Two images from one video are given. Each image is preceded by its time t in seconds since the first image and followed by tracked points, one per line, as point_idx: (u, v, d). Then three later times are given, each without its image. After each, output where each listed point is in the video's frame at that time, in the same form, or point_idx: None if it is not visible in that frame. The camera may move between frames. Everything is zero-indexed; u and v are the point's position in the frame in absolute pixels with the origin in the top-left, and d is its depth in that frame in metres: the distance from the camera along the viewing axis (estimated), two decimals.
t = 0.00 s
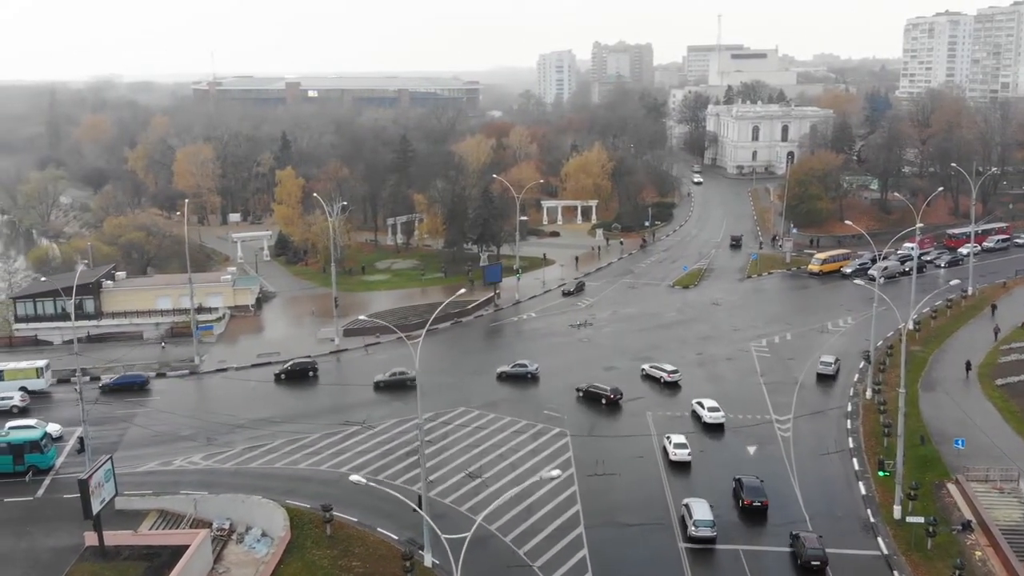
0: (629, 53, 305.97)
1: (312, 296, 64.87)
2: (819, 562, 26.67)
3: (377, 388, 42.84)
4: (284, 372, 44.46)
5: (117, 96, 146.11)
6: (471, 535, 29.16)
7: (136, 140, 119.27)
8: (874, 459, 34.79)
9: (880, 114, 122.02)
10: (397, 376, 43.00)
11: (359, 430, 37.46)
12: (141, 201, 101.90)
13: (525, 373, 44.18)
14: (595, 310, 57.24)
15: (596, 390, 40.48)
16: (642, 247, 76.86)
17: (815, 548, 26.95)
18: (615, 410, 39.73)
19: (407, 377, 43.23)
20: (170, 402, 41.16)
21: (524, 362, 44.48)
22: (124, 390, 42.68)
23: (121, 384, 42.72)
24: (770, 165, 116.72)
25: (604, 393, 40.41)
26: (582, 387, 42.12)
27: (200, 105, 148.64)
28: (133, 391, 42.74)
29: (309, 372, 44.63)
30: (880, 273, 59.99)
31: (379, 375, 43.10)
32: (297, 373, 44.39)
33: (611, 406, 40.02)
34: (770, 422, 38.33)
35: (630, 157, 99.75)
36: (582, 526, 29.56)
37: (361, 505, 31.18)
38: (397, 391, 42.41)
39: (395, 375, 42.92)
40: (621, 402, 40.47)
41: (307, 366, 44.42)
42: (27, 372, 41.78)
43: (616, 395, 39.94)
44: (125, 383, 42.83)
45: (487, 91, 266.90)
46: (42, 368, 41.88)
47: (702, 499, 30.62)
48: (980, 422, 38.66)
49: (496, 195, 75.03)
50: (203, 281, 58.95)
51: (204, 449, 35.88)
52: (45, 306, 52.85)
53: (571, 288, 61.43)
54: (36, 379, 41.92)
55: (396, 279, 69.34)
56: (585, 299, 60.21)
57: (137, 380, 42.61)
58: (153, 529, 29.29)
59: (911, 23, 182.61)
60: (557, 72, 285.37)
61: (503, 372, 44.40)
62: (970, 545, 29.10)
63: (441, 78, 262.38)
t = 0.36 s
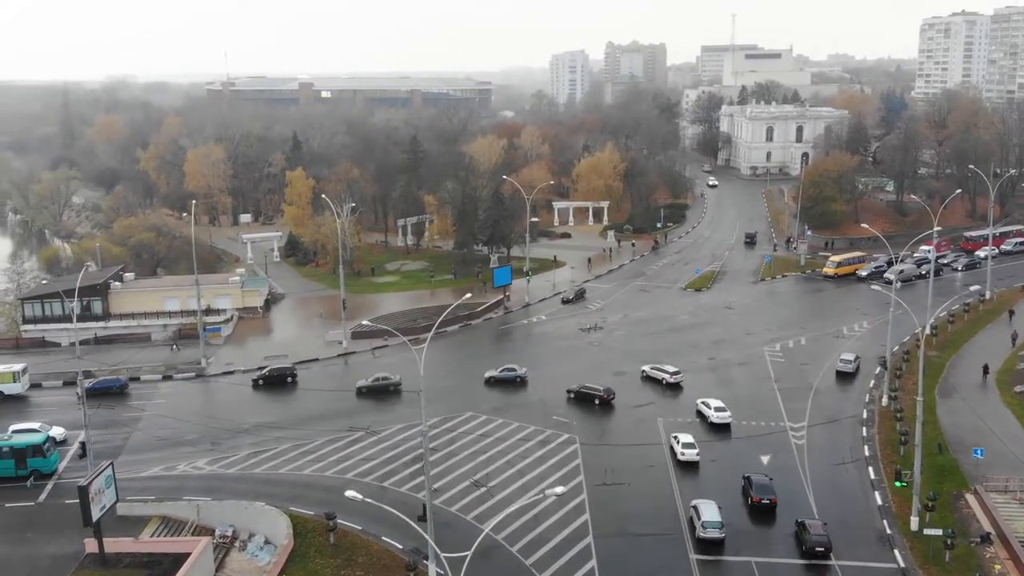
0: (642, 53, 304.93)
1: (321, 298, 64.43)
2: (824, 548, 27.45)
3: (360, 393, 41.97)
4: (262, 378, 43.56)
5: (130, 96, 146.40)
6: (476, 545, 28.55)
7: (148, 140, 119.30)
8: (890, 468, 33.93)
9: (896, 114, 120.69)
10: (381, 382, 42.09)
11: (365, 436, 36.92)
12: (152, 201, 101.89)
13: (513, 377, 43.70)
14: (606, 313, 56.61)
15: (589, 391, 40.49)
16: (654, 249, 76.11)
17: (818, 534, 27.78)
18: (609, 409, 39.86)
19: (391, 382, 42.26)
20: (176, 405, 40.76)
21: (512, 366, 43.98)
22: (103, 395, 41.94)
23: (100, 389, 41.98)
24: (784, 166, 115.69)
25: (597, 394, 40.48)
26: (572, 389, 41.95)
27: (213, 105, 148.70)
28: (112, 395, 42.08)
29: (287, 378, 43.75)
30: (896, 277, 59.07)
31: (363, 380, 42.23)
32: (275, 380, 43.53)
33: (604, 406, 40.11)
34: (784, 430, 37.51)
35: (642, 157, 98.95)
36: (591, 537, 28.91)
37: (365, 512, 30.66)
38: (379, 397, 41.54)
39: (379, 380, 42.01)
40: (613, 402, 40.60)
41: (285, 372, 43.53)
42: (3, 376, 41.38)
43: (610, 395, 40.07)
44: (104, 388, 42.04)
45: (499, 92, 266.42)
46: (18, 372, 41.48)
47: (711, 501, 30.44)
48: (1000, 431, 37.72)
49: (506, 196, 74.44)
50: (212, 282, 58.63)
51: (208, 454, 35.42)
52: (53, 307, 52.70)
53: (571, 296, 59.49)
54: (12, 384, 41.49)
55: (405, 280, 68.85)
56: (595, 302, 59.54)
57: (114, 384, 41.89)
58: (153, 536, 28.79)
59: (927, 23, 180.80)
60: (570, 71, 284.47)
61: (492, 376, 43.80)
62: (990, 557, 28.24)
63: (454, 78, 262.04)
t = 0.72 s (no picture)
0: (653, 54, 303.90)
1: (327, 300, 63.98)
2: (826, 533, 28.37)
3: (338, 400, 41.38)
4: (236, 384, 42.79)
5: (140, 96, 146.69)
6: (479, 555, 27.96)
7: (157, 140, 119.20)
8: (904, 478, 33.16)
9: (909, 116, 119.49)
10: (360, 388, 41.50)
11: (367, 441, 36.39)
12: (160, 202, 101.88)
13: (498, 381, 43.16)
14: (614, 315, 56.03)
15: (576, 391, 40.61)
16: (663, 251, 75.40)
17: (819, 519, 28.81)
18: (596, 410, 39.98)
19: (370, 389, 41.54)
20: (178, 409, 40.36)
21: (496, 371, 43.44)
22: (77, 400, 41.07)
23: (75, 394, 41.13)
24: (795, 167, 114.82)
25: (585, 394, 40.54)
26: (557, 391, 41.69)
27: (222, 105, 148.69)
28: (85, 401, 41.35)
29: (261, 384, 43.00)
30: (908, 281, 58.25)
31: (341, 386, 41.67)
32: (248, 386, 42.78)
33: (593, 406, 40.23)
34: (795, 437, 36.82)
35: (651, 158, 98.26)
36: (596, 547, 28.27)
37: (367, 520, 30.12)
38: (358, 403, 40.92)
39: (357, 386, 41.43)
40: (600, 402, 40.70)
41: (259, 377, 42.76)
42: None
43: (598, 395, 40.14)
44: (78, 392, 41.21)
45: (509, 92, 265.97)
46: None
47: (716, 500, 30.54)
48: (1015, 439, 36.87)
49: (514, 197, 73.85)
50: (217, 283, 58.21)
51: (210, 459, 34.91)
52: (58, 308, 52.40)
53: (566, 304, 57.78)
54: None
55: (412, 282, 68.33)
56: (603, 304, 58.92)
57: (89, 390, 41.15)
58: (152, 544, 28.30)
59: (940, 23, 179.23)
60: (579, 72, 284.17)
61: (476, 382, 43.11)
62: (1006, 570, 27.47)
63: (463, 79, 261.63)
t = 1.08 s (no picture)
0: (664, 54, 303.02)
1: (333, 301, 63.54)
2: (829, 518, 29.19)
3: (315, 405, 40.80)
4: (209, 389, 42.04)
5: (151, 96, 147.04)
6: (483, 563, 27.46)
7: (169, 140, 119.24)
8: (918, 487, 32.45)
9: (922, 117, 118.40)
10: (337, 393, 40.90)
11: (371, 445, 35.95)
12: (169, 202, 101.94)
13: (481, 386, 42.36)
14: (622, 318, 55.51)
15: (563, 392, 40.38)
16: (672, 253, 74.80)
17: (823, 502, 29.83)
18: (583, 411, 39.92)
19: (348, 395, 40.96)
20: (181, 411, 40.06)
21: (480, 376, 42.59)
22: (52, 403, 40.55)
23: (50, 397, 40.62)
24: (806, 168, 113.89)
25: (571, 395, 40.33)
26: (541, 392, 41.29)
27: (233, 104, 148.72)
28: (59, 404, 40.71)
29: (235, 389, 42.35)
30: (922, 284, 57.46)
31: (318, 392, 41.04)
32: (223, 391, 42.17)
33: (580, 407, 40.16)
34: (806, 444, 36.14)
35: (661, 159, 97.63)
36: (603, 556, 27.76)
37: (369, 526, 29.65)
38: (335, 409, 40.36)
39: (334, 391, 40.81)
40: (586, 402, 40.60)
41: (232, 383, 42.13)
42: None
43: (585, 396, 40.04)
44: (53, 395, 40.68)
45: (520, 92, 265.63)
46: None
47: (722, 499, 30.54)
48: None
49: (522, 198, 73.35)
50: (223, 284, 57.83)
51: (212, 463, 34.58)
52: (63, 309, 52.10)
53: (560, 311, 56.15)
54: None
55: (419, 284, 67.86)
56: (612, 307, 58.37)
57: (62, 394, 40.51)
58: (151, 550, 27.89)
59: (952, 23, 177.91)
60: (590, 72, 283.67)
61: (458, 387, 42.28)
62: None
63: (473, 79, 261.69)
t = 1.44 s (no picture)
0: (672, 54, 302.06)
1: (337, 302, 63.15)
2: (831, 504, 30.19)
3: (290, 409, 40.20)
4: (180, 393, 41.56)
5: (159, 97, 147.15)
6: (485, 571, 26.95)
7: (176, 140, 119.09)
8: (930, 495, 31.80)
9: (933, 117, 117.38)
10: (311, 398, 40.30)
11: (374, 449, 35.52)
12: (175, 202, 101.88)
13: (463, 390, 41.88)
14: (629, 320, 54.97)
15: (547, 393, 40.25)
16: (680, 254, 74.24)
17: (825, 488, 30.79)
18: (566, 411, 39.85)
19: (322, 399, 40.34)
20: (182, 414, 39.69)
21: (461, 380, 42.12)
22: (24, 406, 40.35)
23: (20, 400, 40.41)
24: (816, 169, 112.98)
25: (556, 396, 40.19)
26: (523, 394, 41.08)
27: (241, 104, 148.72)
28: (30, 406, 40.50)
29: (207, 394, 41.76)
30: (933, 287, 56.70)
31: (292, 396, 40.43)
32: (194, 396, 41.58)
33: (564, 407, 40.10)
34: (815, 450, 35.56)
35: (669, 159, 96.98)
36: (608, 564, 27.24)
37: (370, 532, 29.18)
38: (309, 413, 39.76)
39: (309, 396, 40.21)
40: (569, 402, 40.56)
41: (204, 388, 41.50)
42: None
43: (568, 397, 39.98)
44: (24, 398, 40.46)
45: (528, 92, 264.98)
46: None
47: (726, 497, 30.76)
48: None
49: (529, 199, 72.89)
50: (228, 286, 57.50)
51: (213, 466, 34.21)
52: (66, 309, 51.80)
53: (551, 317, 54.63)
54: None
55: (424, 284, 67.45)
56: (618, 308, 57.86)
57: (33, 397, 40.32)
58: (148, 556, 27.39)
59: (963, 23, 176.67)
60: (598, 72, 282.91)
61: (440, 392, 41.78)
62: None
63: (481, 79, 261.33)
